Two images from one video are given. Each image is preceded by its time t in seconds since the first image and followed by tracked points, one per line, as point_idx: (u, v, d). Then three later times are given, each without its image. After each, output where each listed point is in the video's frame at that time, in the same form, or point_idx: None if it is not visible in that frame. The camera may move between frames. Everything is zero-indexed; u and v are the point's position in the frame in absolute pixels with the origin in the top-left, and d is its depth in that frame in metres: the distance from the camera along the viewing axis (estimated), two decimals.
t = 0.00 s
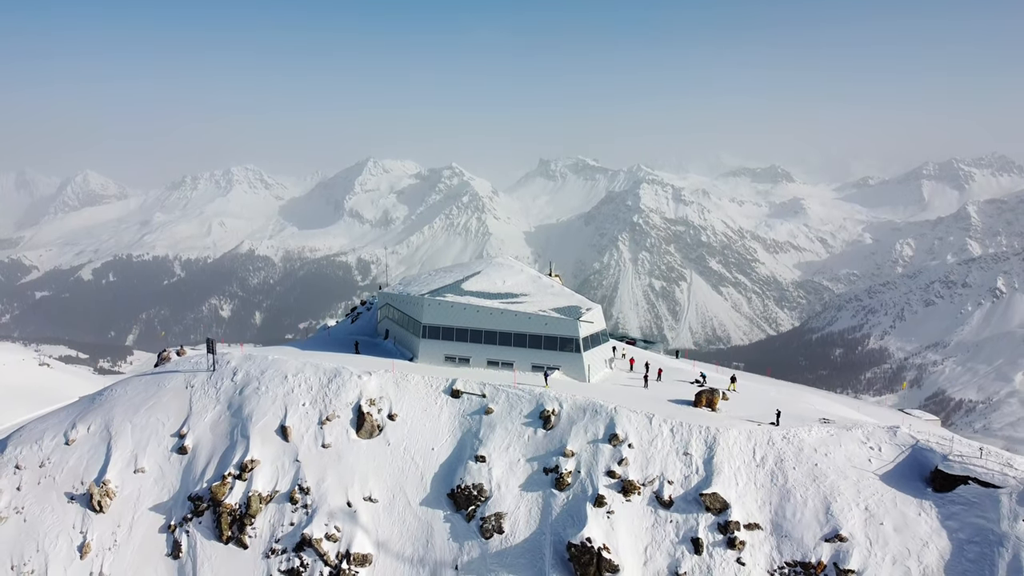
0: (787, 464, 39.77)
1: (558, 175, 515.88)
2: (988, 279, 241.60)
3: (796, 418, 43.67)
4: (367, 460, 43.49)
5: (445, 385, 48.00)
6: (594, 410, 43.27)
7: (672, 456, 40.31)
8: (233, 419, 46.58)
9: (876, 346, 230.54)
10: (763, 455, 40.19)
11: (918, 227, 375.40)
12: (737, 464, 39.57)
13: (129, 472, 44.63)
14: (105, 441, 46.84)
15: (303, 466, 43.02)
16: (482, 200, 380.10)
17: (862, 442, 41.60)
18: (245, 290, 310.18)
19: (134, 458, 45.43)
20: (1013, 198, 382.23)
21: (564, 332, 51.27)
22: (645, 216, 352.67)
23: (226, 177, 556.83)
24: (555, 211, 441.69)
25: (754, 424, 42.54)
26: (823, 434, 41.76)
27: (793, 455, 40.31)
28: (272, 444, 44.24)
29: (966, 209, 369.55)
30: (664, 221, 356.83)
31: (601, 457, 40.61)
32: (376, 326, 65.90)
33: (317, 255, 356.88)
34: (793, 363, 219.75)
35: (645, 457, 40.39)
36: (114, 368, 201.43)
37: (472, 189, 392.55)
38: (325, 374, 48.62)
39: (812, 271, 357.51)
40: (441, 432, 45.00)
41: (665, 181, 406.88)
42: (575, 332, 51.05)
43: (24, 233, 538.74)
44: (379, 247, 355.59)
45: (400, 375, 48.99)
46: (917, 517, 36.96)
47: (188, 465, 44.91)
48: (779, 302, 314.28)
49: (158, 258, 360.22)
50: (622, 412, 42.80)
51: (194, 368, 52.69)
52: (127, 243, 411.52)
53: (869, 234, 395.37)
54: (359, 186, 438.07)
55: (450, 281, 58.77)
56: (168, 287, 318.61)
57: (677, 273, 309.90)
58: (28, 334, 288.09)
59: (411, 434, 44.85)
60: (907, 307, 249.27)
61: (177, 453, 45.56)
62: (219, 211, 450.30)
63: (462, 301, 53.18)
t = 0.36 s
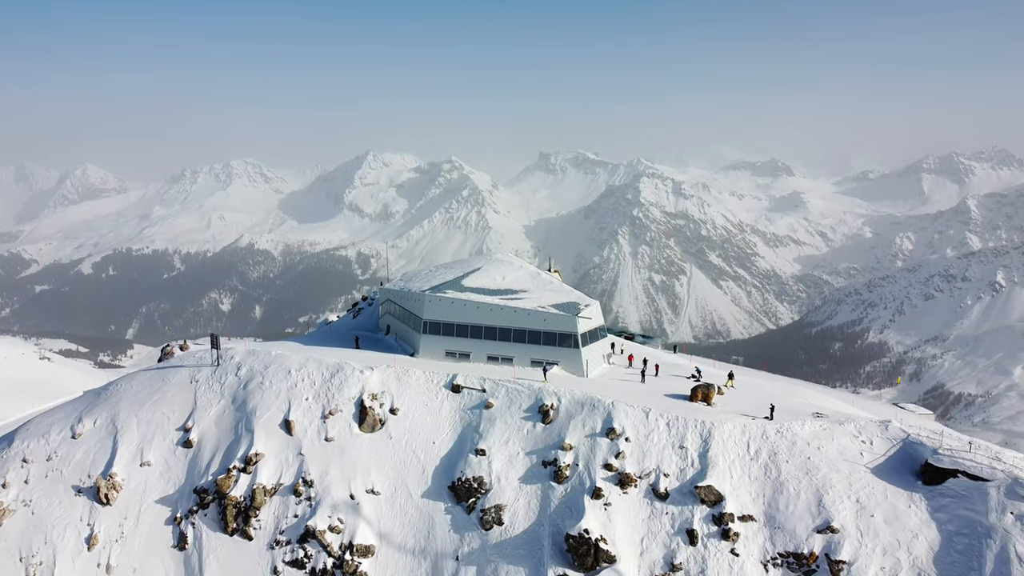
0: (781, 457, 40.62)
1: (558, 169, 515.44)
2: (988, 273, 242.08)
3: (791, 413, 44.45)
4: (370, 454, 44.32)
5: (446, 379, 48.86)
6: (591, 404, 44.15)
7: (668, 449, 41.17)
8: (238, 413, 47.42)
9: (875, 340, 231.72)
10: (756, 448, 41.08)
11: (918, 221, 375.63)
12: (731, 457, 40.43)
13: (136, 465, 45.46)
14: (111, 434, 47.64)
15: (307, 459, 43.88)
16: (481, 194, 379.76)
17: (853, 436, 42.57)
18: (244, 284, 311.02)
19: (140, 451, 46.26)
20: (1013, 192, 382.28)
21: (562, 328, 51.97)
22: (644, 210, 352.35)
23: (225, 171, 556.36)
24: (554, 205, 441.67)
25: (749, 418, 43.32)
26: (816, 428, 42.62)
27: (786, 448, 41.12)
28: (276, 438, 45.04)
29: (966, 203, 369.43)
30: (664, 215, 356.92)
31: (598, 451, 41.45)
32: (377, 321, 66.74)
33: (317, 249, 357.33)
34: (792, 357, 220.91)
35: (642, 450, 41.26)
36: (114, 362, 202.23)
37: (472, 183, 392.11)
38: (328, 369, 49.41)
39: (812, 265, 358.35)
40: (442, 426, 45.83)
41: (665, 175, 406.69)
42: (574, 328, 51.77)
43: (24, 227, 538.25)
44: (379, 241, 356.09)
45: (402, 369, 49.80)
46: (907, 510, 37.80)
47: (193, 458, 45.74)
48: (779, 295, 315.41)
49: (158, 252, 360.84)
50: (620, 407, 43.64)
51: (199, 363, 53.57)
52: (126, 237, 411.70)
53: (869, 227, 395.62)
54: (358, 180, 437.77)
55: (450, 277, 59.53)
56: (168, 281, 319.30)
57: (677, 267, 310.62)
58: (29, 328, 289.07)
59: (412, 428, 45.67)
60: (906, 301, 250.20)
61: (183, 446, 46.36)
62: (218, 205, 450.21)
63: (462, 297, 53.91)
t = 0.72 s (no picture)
0: (774, 451, 41.48)
1: (558, 162, 514.70)
2: (988, 267, 242.37)
3: (784, 407, 45.36)
4: (373, 447, 45.20)
5: (446, 374, 49.60)
6: (590, 399, 44.92)
7: (664, 443, 42.00)
8: (242, 407, 48.23)
9: (875, 334, 232.36)
10: (751, 442, 41.90)
11: (918, 214, 375.61)
12: (726, 451, 41.31)
13: (142, 459, 46.26)
14: (117, 428, 48.45)
15: (310, 452, 44.73)
16: (481, 188, 379.34)
17: (846, 430, 43.46)
18: (245, 279, 311.59)
19: (146, 445, 47.10)
20: (1013, 185, 381.85)
21: (561, 324, 52.71)
22: (644, 204, 352.17)
23: (224, 164, 555.26)
24: (554, 199, 441.37)
25: (744, 412, 44.22)
26: (810, 422, 43.48)
27: (780, 442, 41.99)
28: (279, 432, 45.88)
29: (966, 197, 369.24)
30: (663, 209, 356.82)
31: (596, 444, 42.30)
32: (378, 317, 67.55)
33: (317, 243, 357.32)
34: (792, 351, 221.77)
35: (638, 444, 42.14)
36: (115, 356, 202.74)
37: (472, 177, 391.60)
38: (330, 364, 50.26)
39: (812, 259, 358.62)
40: (443, 420, 46.66)
41: (665, 168, 406.03)
42: (572, 324, 52.54)
43: (24, 220, 538.06)
44: (379, 235, 356.31)
45: (403, 365, 50.57)
46: (898, 501, 38.74)
47: (198, 452, 46.55)
48: (779, 289, 315.87)
49: (158, 246, 360.72)
50: (617, 401, 44.46)
51: (203, 358, 54.32)
52: (126, 231, 411.57)
53: (869, 221, 395.57)
54: (358, 174, 437.31)
55: (450, 273, 60.27)
56: (167, 275, 319.67)
57: (677, 261, 311.09)
58: (29, 322, 289.68)
59: (413, 422, 46.53)
60: (906, 295, 250.85)
61: (188, 440, 47.21)
62: (218, 199, 449.92)
63: (462, 293, 54.62)
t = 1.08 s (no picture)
0: (769, 445, 42.29)
1: (558, 156, 514.06)
2: (987, 261, 242.76)
3: (779, 402, 46.18)
4: (375, 440, 46.04)
5: (447, 369, 50.38)
6: (588, 394, 45.75)
7: (661, 437, 42.87)
8: (246, 402, 49.03)
9: (874, 328, 233.19)
10: (746, 436, 42.74)
11: (918, 208, 375.40)
12: (722, 445, 42.15)
13: (148, 452, 47.08)
14: (123, 422, 49.29)
15: (313, 446, 45.58)
16: (481, 181, 378.98)
17: (840, 425, 44.28)
18: (244, 272, 312.37)
19: (152, 439, 47.91)
20: (1013, 179, 381.61)
21: (560, 320, 53.46)
22: (644, 197, 352.07)
23: (224, 158, 554.34)
24: (554, 193, 441.18)
25: (739, 407, 45.05)
26: (803, 417, 44.31)
27: (774, 436, 42.80)
28: (283, 426, 46.69)
29: (967, 190, 369.08)
30: (663, 203, 356.83)
31: (594, 438, 43.15)
32: (380, 312, 68.34)
33: (316, 237, 357.52)
34: (791, 345, 222.74)
35: (635, 437, 42.98)
36: (115, 350, 203.25)
37: (472, 170, 391.09)
38: (332, 359, 51.05)
39: (812, 253, 359.07)
40: (444, 414, 47.50)
41: (665, 162, 405.55)
42: (571, 320, 53.30)
43: (23, 214, 537.84)
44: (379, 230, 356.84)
45: (404, 360, 51.40)
46: (888, 494, 39.64)
47: (203, 446, 47.42)
48: (778, 283, 316.60)
49: (158, 240, 361.05)
50: (614, 396, 45.28)
51: (207, 353, 55.10)
52: (126, 225, 411.63)
53: (869, 215, 395.67)
54: (358, 167, 437.03)
55: (451, 269, 61.06)
56: (167, 268, 320.10)
57: (677, 255, 311.65)
58: (29, 316, 290.53)
59: (414, 416, 47.34)
60: (905, 289, 251.63)
61: (193, 434, 48.05)
62: (217, 193, 449.67)
63: (462, 290, 55.33)
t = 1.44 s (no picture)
0: (763, 438, 43.16)
1: (558, 150, 513.37)
2: (987, 255, 243.15)
3: (773, 396, 47.03)
4: (377, 433, 46.92)
5: (447, 364, 51.21)
6: (585, 388, 46.59)
7: (657, 431, 43.71)
8: (250, 396, 49.87)
9: (874, 322, 234.01)
10: (741, 430, 43.57)
11: (918, 202, 375.69)
12: (717, 438, 42.99)
13: (153, 446, 47.88)
14: (128, 416, 50.10)
15: (316, 440, 46.44)
16: (481, 175, 378.76)
17: (832, 419, 45.16)
18: (244, 266, 312.93)
19: (157, 432, 48.74)
20: (1014, 172, 381.12)
21: (559, 316, 54.21)
22: (644, 191, 352.01)
23: (223, 151, 553.45)
24: (554, 187, 441.01)
25: (735, 401, 45.85)
26: (797, 411, 45.17)
27: (768, 430, 43.63)
28: (287, 419, 47.53)
29: (967, 184, 369.01)
30: (663, 196, 356.73)
31: (592, 431, 43.97)
32: (381, 307, 69.14)
33: (316, 231, 357.62)
34: (791, 339, 223.51)
35: (632, 431, 43.84)
36: (116, 344, 203.77)
37: (472, 164, 390.68)
38: (334, 354, 51.87)
39: (812, 247, 359.50)
40: (445, 408, 48.33)
41: (665, 156, 404.91)
42: (569, 316, 54.01)
43: (22, 208, 537.25)
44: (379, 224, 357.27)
45: (405, 355, 52.20)
46: (879, 487, 40.54)
47: (207, 440, 48.21)
48: (778, 277, 317.23)
49: (158, 234, 361.21)
50: (612, 391, 46.05)
51: (210, 348, 55.87)
52: (125, 219, 411.45)
53: (869, 209, 395.77)
54: (358, 161, 436.82)
55: (451, 266, 61.77)
56: (167, 262, 320.57)
57: (677, 249, 312.21)
58: (29, 310, 291.32)
59: (415, 410, 48.18)
60: (905, 283, 252.40)
61: (198, 428, 48.87)
62: (217, 187, 449.37)
63: (462, 286, 56.01)
